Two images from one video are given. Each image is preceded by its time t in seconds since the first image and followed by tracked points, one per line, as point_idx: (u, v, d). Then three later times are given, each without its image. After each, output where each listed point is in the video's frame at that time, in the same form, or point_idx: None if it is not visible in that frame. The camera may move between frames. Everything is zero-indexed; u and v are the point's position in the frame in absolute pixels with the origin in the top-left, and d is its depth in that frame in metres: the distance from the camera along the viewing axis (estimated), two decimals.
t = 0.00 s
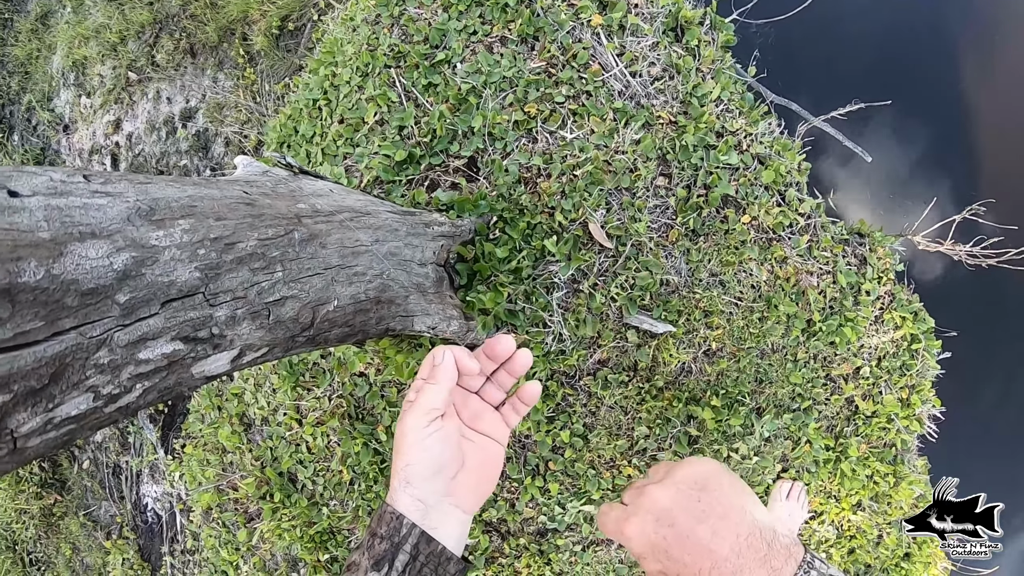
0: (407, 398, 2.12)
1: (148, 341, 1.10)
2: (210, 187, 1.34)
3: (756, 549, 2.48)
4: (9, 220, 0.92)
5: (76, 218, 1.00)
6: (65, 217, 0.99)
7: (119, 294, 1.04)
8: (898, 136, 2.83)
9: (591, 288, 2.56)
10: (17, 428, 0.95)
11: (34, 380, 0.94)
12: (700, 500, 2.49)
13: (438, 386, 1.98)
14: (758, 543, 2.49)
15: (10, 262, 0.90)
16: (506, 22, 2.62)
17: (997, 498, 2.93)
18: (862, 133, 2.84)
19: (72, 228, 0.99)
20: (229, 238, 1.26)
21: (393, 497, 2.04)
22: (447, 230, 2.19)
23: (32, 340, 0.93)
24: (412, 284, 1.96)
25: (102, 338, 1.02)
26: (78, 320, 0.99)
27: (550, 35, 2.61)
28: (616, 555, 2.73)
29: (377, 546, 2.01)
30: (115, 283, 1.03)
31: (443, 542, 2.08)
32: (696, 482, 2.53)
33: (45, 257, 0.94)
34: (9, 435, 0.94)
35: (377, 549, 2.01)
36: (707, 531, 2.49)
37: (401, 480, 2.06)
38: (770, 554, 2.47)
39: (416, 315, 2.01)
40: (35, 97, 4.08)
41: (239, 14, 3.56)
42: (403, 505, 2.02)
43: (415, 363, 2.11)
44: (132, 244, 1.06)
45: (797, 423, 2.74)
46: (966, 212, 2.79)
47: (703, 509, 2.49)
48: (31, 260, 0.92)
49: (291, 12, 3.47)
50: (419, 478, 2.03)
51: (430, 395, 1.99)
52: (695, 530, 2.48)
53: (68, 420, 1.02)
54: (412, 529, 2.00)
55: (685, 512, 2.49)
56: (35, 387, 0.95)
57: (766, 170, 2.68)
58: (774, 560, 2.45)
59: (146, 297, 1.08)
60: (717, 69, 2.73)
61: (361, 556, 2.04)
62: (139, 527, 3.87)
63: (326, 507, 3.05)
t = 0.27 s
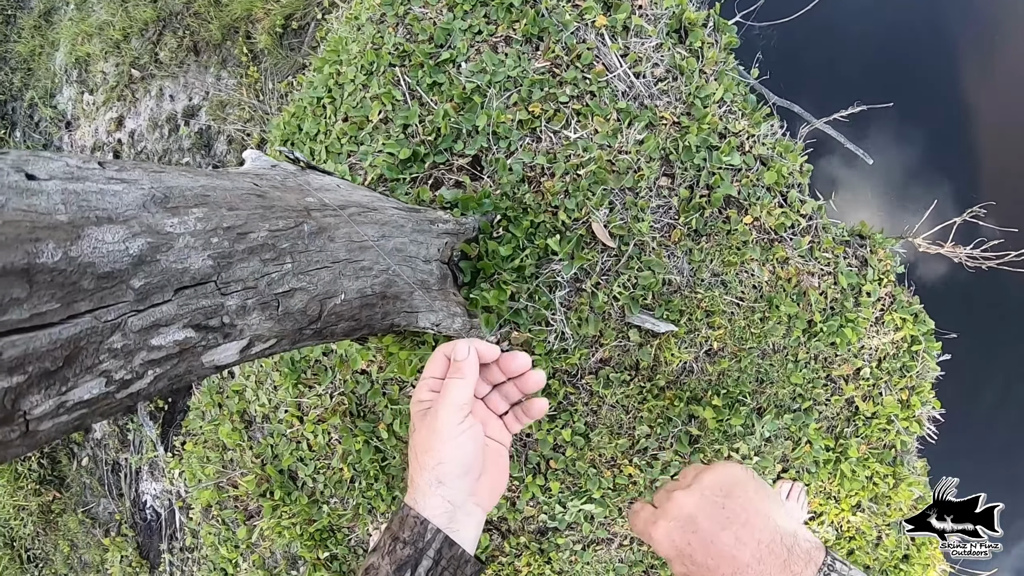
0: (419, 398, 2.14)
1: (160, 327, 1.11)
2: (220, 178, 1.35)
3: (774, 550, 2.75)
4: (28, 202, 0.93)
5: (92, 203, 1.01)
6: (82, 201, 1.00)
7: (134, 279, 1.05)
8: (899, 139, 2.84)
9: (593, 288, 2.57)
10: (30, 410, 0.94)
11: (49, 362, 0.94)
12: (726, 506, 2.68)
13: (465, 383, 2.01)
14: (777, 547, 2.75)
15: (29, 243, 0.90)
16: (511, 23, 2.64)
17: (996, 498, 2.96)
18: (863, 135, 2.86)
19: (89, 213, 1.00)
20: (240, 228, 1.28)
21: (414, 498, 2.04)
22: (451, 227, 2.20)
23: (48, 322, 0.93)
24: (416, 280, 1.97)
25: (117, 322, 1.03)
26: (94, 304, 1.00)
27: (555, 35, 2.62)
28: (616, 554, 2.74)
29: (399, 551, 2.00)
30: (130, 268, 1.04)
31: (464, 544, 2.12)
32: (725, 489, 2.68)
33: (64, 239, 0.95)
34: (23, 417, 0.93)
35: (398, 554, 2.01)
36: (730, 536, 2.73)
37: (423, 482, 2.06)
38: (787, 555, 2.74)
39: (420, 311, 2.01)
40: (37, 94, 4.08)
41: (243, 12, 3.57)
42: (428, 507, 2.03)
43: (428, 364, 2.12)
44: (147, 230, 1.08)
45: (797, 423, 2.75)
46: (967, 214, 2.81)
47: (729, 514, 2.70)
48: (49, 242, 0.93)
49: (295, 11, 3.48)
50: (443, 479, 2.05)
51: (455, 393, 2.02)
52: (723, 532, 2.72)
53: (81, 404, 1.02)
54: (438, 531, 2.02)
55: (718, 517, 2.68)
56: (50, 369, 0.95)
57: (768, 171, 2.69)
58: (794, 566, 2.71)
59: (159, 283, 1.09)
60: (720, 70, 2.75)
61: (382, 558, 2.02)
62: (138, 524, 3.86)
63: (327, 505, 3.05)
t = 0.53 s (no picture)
0: (422, 400, 2.15)
1: (172, 314, 1.14)
2: (230, 173, 1.38)
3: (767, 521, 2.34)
4: (50, 188, 0.96)
5: (109, 191, 1.04)
6: (100, 189, 1.03)
7: (149, 266, 1.08)
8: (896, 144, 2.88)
9: (593, 288, 2.60)
10: (47, 389, 0.96)
11: (68, 343, 0.96)
12: (705, 474, 2.46)
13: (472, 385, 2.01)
14: (762, 510, 2.36)
15: (52, 227, 0.93)
16: (513, 25, 2.67)
17: (997, 498, 2.97)
18: (860, 139, 2.89)
19: (107, 201, 1.03)
20: (249, 220, 1.31)
21: (427, 501, 2.11)
22: (452, 227, 2.22)
23: (66, 304, 0.96)
24: (418, 278, 1.99)
25: (132, 308, 1.05)
26: (110, 289, 1.02)
27: (556, 38, 2.65)
28: (613, 553, 2.76)
29: (406, 553, 2.08)
30: (146, 255, 1.07)
31: (475, 538, 2.22)
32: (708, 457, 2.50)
33: (84, 225, 0.98)
34: (42, 395, 0.95)
35: (406, 556, 2.08)
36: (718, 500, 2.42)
37: (433, 485, 2.12)
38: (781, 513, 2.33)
39: (422, 309, 2.04)
40: (41, 92, 4.10)
41: (247, 13, 3.60)
42: (437, 510, 2.10)
43: (429, 363, 2.11)
44: (161, 219, 1.11)
45: (794, 425, 2.77)
46: (963, 217, 2.84)
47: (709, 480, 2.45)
48: (71, 227, 0.96)
49: (298, 12, 3.51)
50: (452, 481, 2.11)
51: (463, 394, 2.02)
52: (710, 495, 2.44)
53: (95, 386, 1.04)
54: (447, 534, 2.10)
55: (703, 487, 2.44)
56: (68, 350, 0.97)
57: (766, 174, 2.72)
58: (771, 526, 2.31)
59: (172, 271, 1.12)
60: (719, 74, 2.78)
61: (387, 560, 2.10)
62: (137, 521, 3.87)
63: (326, 503, 3.07)
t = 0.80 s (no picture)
0: (432, 400, 2.13)
1: (189, 308, 1.14)
2: (245, 170, 1.39)
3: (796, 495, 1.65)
4: (71, 179, 0.96)
5: (130, 184, 1.04)
6: (121, 181, 1.03)
7: (167, 259, 1.08)
8: (902, 149, 2.89)
9: (600, 290, 2.60)
10: (65, 380, 0.95)
11: (86, 334, 0.96)
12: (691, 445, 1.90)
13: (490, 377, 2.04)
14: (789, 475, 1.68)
15: (73, 217, 0.93)
16: (522, 28, 2.68)
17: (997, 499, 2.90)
18: (867, 144, 2.90)
19: (127, 193, 1.03)
20: (265, 217, 1.31)
21: (453, 492, 2.19)
22: (461, 228, 2.23)
23: (86, 295, 0.95)
24: (427, 278, 1.99)
25: (149, 300, 1.05)
26: (129, 281, 1.02)
27: (565, 42, 2.66)
28: (616, 556, 2.76)
29: (427, 542, 2.16)
30: (164, 248, 1.07)
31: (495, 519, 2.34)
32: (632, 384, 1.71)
33: (105, 216, 0.98)
34: (58, 387, 0.94)
35: (426, 545, 2.16)
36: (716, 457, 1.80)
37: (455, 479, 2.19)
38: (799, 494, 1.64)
39: (430, 310, 2.05)
40: (48, 90, 4.11)
41: (255, 13, 3.61)
42: (462, 500, 2.19)
43: (437, 360, 2.11)
44: (180, 213, 1.11)
45: (798, 429, 2.77)
46: (969, 222, 2.84)
47: (719, 425, 1.63)
48: (92, 218, 0.96)
49: (306, 13, 3.52)
50: (474, 472, 2.18)
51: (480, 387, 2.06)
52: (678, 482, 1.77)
53: (111, 378, 1.04)
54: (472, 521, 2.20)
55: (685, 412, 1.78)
56: (86, 341, 0.97)
57: (772, 179, 2.73)
58: (802, 502, 1.63)
59: (191, 265, 1.12)
60: (726, 78, 2.78)
61: (408, 547, 2.16)
62: (139, 520, 3.87)
63: (329, 503, 3.07)
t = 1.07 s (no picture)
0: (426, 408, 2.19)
1: (189, 316, 1.16)
2: (245, 179, 1.41)
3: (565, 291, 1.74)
4: (74, 191, 0.97)
5: (131, 195, 1.06)
6: (122, 192, 1.04)
7: (168, 269, 1.10)
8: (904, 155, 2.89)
9: (600, 296, 2.60)
10: (67, 387, 0.97)
11: (87, 343, 0.98)
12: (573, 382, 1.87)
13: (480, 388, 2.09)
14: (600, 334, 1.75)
15: (76, 229, 0.93)
16: (525, 35, 2.69)
17: (997, 499, 2.96)
18: (867, 151, 2.90)
19: (129, 204, 1.04)
20: (265, 226, 1.32)
21: (443, 501, 2.25)
22: (462, 234, 2.24)
23: (88, 305, 0.97)
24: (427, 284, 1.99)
25: (149, 309, 1.07)
26: (130, 291, 1.03)
27: (567, 48, 2.67)
28: (615, 561, 2.78)
29: (418, 550, 2.20)
30: (165, 258, 1.08)
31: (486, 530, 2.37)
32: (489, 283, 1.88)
33: (107, 227, 0.98)
34: (60, 393, 0.96)
35: (417, 552, 2.20)
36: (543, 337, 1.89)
37: (447, 485, 2.25)
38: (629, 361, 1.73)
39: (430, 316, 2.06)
40: (53, 91, 4.14)
41: (260, 17, 3.62)
42: (453, 508, 2.24)
43: (431, 368, 2.18)
44: (181, 224, 1.12)
45: (798, 436, 2.78)
46: (971, 231, 2.85)
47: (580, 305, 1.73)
48: (94, 229, 0.96)
49: (310, 17, 3.54)
50: (465, 480, 2.24)
51: (471, 397, 2.11)
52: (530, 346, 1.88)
53: (112, 385, 1.06)
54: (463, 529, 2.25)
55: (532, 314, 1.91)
56: (88, 350, 0.98)
57: (773, 186, 2.73)
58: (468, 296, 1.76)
59: (191, 274, 1.14)
60: (728, 85, 2.79)
61: (400, 555, 2.21)
62: (139, 520, 3.89)
63: (330, 506, 3.08)
